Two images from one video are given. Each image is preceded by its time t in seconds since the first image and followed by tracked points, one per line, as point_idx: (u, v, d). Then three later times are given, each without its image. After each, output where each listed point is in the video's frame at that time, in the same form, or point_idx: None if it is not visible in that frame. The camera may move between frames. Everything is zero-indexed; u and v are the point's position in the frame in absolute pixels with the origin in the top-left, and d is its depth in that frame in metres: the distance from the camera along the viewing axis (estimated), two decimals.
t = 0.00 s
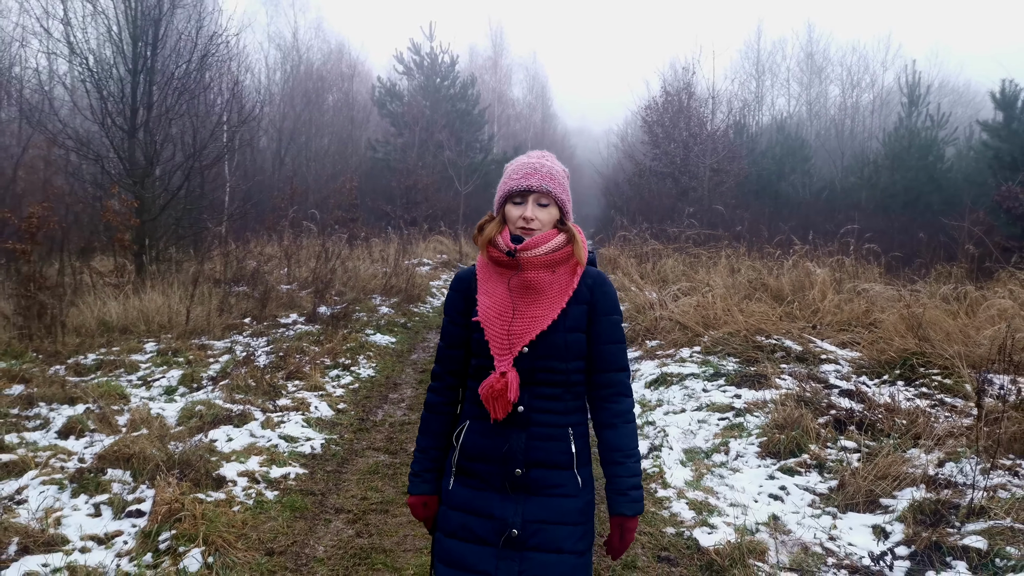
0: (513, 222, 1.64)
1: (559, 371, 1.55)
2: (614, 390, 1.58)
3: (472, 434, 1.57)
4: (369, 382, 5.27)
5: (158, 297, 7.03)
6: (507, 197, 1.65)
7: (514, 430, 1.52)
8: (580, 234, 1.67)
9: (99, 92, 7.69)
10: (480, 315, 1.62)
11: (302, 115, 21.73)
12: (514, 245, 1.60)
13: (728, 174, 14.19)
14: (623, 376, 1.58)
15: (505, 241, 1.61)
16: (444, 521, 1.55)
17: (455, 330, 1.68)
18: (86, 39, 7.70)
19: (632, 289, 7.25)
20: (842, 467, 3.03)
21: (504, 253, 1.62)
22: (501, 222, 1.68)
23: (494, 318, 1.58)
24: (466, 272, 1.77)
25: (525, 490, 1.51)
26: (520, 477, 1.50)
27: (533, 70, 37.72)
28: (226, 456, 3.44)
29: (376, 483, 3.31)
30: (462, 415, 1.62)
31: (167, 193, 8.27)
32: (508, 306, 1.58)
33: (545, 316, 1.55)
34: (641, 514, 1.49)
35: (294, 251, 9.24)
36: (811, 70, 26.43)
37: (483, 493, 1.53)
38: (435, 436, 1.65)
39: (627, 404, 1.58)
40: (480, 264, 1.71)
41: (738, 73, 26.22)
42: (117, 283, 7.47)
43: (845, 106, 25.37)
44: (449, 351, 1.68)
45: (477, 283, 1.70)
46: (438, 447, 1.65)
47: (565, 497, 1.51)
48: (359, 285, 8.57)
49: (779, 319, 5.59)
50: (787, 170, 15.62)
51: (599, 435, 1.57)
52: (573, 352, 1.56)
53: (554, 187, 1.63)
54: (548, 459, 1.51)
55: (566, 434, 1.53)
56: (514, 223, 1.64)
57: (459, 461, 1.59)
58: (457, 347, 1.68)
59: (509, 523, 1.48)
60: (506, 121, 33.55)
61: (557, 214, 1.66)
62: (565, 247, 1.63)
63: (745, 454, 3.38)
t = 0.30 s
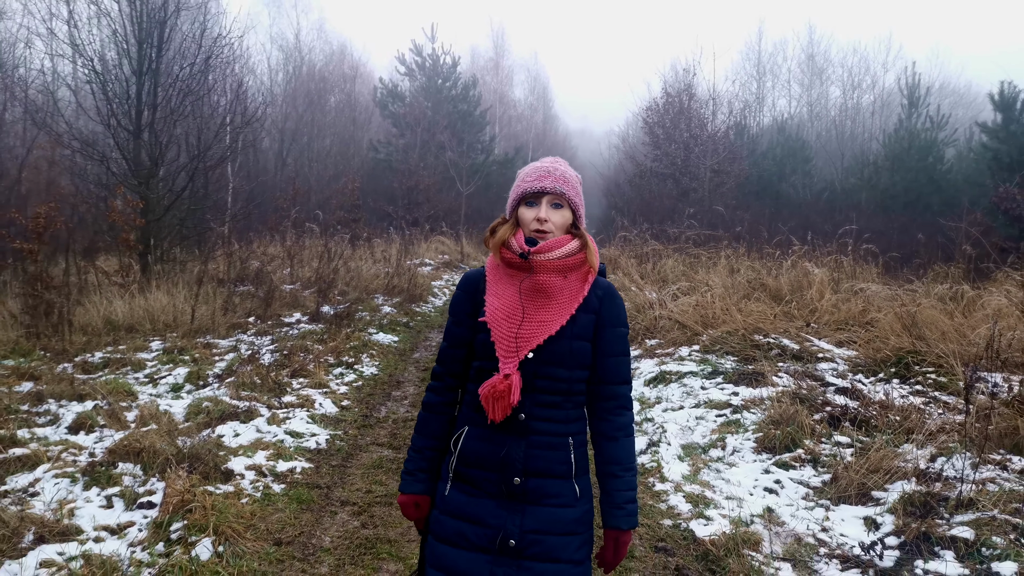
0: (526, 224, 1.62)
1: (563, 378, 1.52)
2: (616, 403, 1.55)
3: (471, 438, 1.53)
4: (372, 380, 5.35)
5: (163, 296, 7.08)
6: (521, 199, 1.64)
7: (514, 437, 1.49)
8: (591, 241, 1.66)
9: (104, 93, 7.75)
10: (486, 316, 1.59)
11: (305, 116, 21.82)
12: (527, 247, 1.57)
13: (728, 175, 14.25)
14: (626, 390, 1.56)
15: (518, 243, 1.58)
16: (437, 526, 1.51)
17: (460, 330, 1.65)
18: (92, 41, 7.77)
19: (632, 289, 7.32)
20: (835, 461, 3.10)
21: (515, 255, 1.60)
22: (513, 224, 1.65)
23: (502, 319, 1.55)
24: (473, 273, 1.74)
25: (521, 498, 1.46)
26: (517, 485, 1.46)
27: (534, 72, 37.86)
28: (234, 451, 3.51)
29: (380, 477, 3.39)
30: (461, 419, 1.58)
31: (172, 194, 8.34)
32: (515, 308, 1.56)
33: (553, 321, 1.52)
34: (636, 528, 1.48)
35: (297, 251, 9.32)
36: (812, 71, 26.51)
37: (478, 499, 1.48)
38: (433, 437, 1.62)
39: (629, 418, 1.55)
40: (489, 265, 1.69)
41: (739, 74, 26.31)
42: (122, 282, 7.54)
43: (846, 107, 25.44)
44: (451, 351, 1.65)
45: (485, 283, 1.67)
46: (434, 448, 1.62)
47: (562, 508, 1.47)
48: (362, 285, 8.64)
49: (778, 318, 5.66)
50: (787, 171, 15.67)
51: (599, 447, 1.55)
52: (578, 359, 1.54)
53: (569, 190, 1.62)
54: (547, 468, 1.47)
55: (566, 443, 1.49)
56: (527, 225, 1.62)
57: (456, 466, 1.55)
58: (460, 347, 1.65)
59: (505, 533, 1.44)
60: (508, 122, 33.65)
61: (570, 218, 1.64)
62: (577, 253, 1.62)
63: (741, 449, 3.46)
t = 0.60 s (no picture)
0: (534, 219, 1.66)
1: (568, 374, 1.56)
2: (618, 400, 1.58)
3: (478, 437, 1.54)
4: (374, 377, 5.42)
5: (167, 295, 7.13)
6: (528, 195, 1.68)
7: (521, 433, 1.52)
8: (596, 239, 1.70)
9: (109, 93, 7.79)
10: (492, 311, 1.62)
11: (305, 115, 21.86)
12: (535, 243, 1.62)
13: (728, 174, 14.30)
14: (629, 387, 1.58)
15: (526, 238, 1.62)
16: (446, 526, 1.53)
17: (464, 325, 1.65)
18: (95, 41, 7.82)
19: (632, 288, 7.38)
20: (828, 454, 3.19)
21: (523, 250, 1.63)
22: (520, 219, 1.68)
23: (507, 314, 1.58)
24: (476, 268, 1.75)
25: (530, 494, 1.50)
26: (526, 482, 1.50)
27: (534, 71, 37.97)
28: (241, 445, 3.58)
29: (385, 471, 3.46)
30: (467, 418, 1.59)
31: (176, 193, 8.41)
32: (522, 303, 1.59)
33: (559, 317, 1.57)
34: (638, 526, 1.46)
35: (299, 250, 9.38)
36: (811, 70, 26.58)
37: (487, 498, 1.51)
38: (436, 434, 1.60)
39: (630, 415, 1.58)
40: (494, 260, 1.72)
41: (739, 74, 26.37)
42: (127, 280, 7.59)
43: (845, 106, 25.50)
44: (454, 346, 1.64)
45: (490, 278, 1.69)
46: (438, 446, 1.60)
47: (570, 503, 1.51)
48: (364, 284, 8.70)
49: (775, 316, 5.73)
50: (786, 170, 15.71)
51: (600, 443, 1.56)
52: (582, 356, 1.58)
53: (576, 187, 1.66)
54: (555, 463, 1.51)
55: (572, 438, 1.53)
56: (535, 221, 1.66)
57: (463, 465, 1.56)
58: (463, 343, 1.64)
59: (516, 530, 1.48)
60: (508, 122, 33.71)
61: (577, 214, 1.69)
62: (583, 249, 1.67)
63: (737, 443, 3.54)
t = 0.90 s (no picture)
0: (527, 227, 1.64)
1: (565, 375, 1.56)
2: (612, 399, 1.59)
3: (476, 438, 1.51)
4: (375, 374, 5.49)
5: (169, 293, 7.20)
6: (521, 203, 1.65)
7: (520, 433, 1.50)
8: (586, 245, 1.71)
9: (111, 94, 7.84)
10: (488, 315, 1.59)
11: (306, 115, 21.95)
12: (530, 251, 1.60)
13: (727, 175, 14.37)
14: (622, 386, 1.60)
15: (520, 246, 1.60)
16: (447, 530, 1.49)
17: (459, 329, 1.61)
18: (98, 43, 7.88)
19: (630, 287, 7.46)
20: (819, 449, 3.26)
21: (517, 257, 1.62)
22: (512, 227, 1.66)
23: (504, 319, 1.55)
24: (467, 272, 1.72)
25: (532, 492, 1.48)
26: (528, 480, 1.48)
27: (534, 71, 38.11)
28: (245, 441, 3.65)
29: (385, 465, 3.53)
30: (464, 420, 1.56)
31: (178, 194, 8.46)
32: (519, 307, 1.57)
33: (555, 322, 1.57)
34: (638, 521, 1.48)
35: (300, 249, 9.45)
36: (810, 71, 26.68)
37: (489, 498, 1.48)
38: (433, 437, 1.56)
39: (624, 413, 1.59)
40: (486, 265, 1.68)
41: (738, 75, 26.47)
42: (129, 279, 7.66)
43: (844, 107, 25.59)
44: (450, 351, 1.60)
45: (483, 283, 1.65)
46: (436, 449, 1.56)
47: (571, 500, 1.50)
48: (364, 283, 8.77)
49: (771, 315, 5.80)
50: (785, 170, 15.76)
51: (597, 442, 1.56)
52: (578, 357, 1.59)
53: (568, 197, 1.65)
54: (555, 461, 1.50)
55: (570, 435, 1.53)
56: (528, 229, 1.64)
57: (461, 467, 1.53)
58: (458, 348, 1.61)
59: (518, 528, 1.46)
60: (508, 122, 33.81)
61: (568, 222, 1.68)
62: (576, 256, 1.67)
63: (731, 438, 3.61)
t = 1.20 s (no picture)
0: (518, 226, 1.67)
1: (556, 367, 1.61)
2: (600, 388, 1.68)
3: (470, 427, 1.56)
4: (374, 372, 5.56)
5: (170, 292, 7.27)
6: (511, 202, 1.68)
7: (513, 422, 1.55)
8: (574, 241, 1.75)
9: (113, 94, 7.90)
10: (480, 310, 1.61)
11: (306, 116, 22.02)
12: (522, 248, 1.63)
13: (725, 174, 14.46)
14: (608, 376, 1.68)
15: (512, 243, 1.63)
16: (442, 516, 1.54)
17: (451, 323, 1.62)
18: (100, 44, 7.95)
19: (627, 286, 7.53)
20: (807, 442, 3.34)
21: (509, 254, 1.64)
22: (503, 225, 1.68)
23: (497, 314, 1.58)
24: (456, 266, 1.72)
25: (525, 478, 1.54)
26: (521, 467, 1.53)
27: (533, 72, 38.22)
28: (246, 435, 3.72)
29: (384, 459, 3.61)
30: (457, 410, 1.59)
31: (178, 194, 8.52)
32: (511, 303, 1.60)
33: (547, 316, 1.60)
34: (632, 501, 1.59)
35: (299, 249, 9.52)
36: (809, 71, 26.76)
37: (483, 484, 1.53)
38: (426, 427, 1.59)
39: (610, 401, 1.68)
40: (477, 261, 1.70)
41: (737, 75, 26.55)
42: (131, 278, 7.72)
43: (842, 107, 25.68)
44: (442, 344, 1.61)
45: (474, 278, 1.67)
46: (429, 439, 1.59)
47: (561, 484, 1.56)
48: (364, 282, 8.84)
49: (765, 313, 5.88)
50: (784, 170, 15.82)
51: (587, 430, 1.65)
52: (568, 350, 1.64)
53: (558, 195, 1.69)
54: (546, 448, 1.56)
55: (560, 423, 1.59)
56: (519, 227, 1.67)
57: (455, 455, 1.57)
58: (450, 340, 1.61)
59: (512, 511, 1.52)
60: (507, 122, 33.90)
61: (557, 220, 1.72)
62: (565, 251, 1.71)
63: (723, 432, 3.69)
